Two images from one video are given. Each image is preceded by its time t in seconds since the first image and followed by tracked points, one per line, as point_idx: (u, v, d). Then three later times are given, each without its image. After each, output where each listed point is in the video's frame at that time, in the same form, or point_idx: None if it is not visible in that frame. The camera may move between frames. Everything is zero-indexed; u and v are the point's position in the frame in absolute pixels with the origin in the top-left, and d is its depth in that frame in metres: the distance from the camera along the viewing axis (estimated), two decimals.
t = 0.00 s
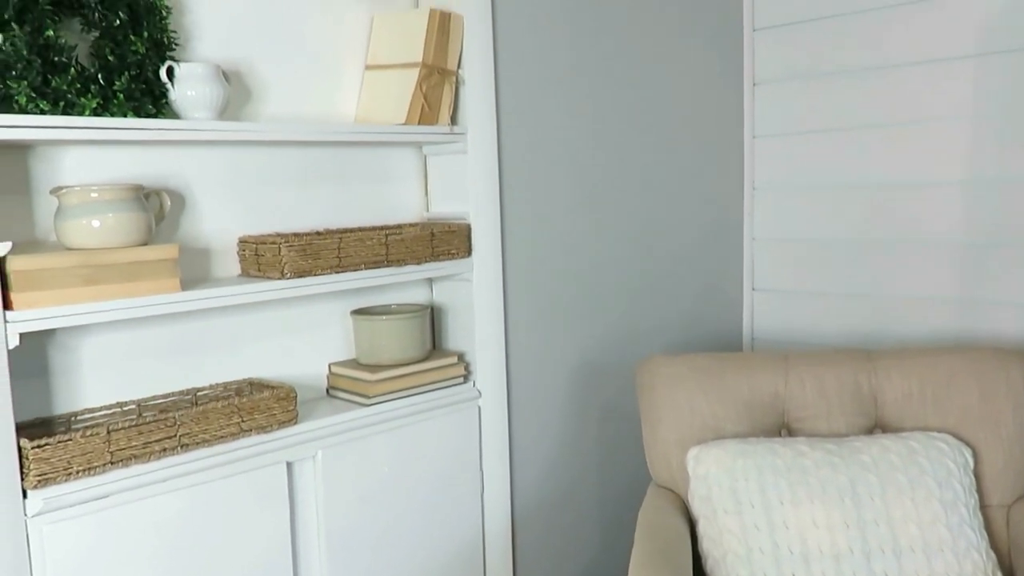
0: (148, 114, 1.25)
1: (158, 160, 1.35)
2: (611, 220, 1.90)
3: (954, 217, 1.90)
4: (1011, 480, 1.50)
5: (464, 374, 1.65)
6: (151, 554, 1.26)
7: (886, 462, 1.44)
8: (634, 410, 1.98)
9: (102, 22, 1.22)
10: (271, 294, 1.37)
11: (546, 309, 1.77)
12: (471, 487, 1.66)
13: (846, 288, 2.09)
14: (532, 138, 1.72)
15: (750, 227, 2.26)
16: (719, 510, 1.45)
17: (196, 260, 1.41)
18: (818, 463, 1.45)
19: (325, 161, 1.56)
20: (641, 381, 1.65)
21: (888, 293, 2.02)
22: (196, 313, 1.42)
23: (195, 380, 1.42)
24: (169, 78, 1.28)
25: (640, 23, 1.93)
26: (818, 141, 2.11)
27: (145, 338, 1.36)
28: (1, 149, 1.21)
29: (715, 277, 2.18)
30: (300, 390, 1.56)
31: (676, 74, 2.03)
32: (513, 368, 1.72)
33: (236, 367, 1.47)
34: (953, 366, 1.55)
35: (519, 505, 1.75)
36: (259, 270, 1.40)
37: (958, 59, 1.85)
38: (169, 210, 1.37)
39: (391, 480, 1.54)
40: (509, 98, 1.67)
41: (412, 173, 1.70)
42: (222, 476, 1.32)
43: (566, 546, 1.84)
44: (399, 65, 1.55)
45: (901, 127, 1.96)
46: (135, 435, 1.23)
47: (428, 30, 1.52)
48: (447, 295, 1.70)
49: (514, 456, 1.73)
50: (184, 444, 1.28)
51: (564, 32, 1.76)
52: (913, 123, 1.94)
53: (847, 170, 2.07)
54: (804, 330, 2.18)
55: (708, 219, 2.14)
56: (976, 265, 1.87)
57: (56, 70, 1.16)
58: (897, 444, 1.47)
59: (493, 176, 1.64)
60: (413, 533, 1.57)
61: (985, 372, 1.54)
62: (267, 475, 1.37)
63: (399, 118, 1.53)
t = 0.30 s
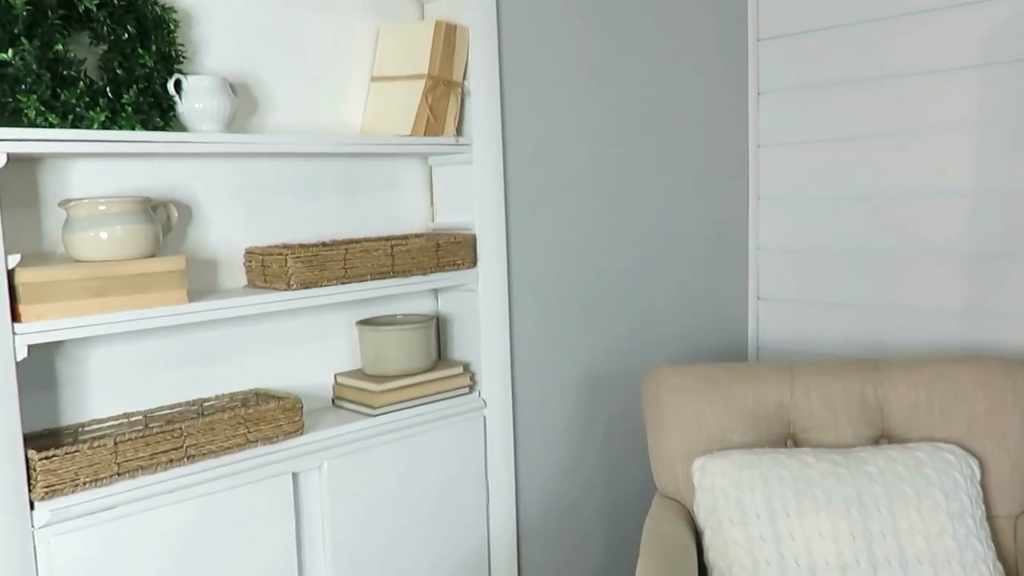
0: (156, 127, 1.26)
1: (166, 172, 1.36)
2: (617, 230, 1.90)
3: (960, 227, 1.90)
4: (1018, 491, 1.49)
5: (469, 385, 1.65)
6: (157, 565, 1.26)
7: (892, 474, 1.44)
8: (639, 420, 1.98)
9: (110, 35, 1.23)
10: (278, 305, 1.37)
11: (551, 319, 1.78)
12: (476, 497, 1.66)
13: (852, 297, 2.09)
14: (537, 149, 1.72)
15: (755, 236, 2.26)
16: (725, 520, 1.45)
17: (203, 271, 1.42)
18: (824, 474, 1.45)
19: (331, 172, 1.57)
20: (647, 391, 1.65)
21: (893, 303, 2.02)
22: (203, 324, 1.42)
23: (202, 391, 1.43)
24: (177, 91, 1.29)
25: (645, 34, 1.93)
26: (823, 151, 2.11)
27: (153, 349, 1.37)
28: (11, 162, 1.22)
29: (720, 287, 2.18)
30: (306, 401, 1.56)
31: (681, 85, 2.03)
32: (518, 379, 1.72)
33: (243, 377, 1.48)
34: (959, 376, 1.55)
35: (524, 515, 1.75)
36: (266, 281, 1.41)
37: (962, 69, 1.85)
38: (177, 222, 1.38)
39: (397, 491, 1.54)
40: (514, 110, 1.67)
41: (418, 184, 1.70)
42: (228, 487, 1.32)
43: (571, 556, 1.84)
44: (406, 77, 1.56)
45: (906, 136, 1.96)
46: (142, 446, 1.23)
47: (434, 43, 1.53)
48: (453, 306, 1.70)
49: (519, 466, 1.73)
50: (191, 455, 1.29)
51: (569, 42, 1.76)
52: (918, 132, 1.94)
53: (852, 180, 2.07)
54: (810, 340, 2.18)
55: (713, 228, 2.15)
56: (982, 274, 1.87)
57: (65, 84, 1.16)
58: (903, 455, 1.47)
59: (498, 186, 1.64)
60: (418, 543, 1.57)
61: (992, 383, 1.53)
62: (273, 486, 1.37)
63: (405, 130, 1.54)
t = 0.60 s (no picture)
0: (162, 141, 1.27)
1: (172, 186, 1.37)
2: (620, 241, 1.90)
3: (963, 239, 1.89)
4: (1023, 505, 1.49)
5: (472, 397, 1.65)
6: None
7: (896, 487, 1.44)
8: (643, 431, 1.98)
9: (117, 50, 1.24)
10: (283, 318, 1.38)
11: (554, 330, 1.78)
12: (480, 509, 1.66)
13: (856, 308, 2.09)
14: (540, 161, 1.73)
15: (758, 247, 2.26)
16: (728, 533, 1.44)
17: (208, 283, 1.43)
18: (828, 487, 1.45)
19: (335, 185, 1.58)
20: (650, 403, 1.65)
21: (897, 314, 2.02)
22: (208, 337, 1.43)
23: (206, 403, 1.43)
24: (182, 105, 1.30)
25: (648, 46, 1.94)
26: (826, 162, 2.11)
27: (158, 362, 1.38)
28: (18, 176, 1.23)
29: (723, 298, 2.19)
30: (310, 413, 1.57)
31: (684, 97, 2.04)
32: (521, 390, 1.72)
33: (247, 390, 1.48)
34: (963, 389, 1.55)
35: (527, 527, 1.75)
36: (270, 294, 1.41)
37: (965, 81, 1.86)
38: (182, 235, 1.39)
39: (401, 503, 1.54)
40: (518, 123, 1.68)
41: (422, 196, 1.71)
42: (232, 500, 1.32)
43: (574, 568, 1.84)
44: (410, 90, 1.57)
45: (909, 148, 1.96)
46: (147, 459, 1.24)
47: (438, 57, 1.54)
48: (456, 318, 1.71)
49: (522, 478, 1.73)
50: (195, 468, 1.29)
51: (572, 56, 1.77)
52: (921, 144, 1.94)
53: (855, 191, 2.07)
54: (813, 351, 2.18)
55: (716, 240, 2.15)
56: (985, 286, 1.87)
57: (72, 99, 1.17)
58: (907, 468, 1.47)
59: (502, 199, 1.65)
60: (421, 555, 1.57)
61: (997, 396, 1.53)
62: (276, 498, 1.37)
63: (410, 143, 1.55)
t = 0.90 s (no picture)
0: (166, 154, 1.27)
1: (175, 198, 1.38)
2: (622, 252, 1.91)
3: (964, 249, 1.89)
4: None
5: (474, 408, 1.66)
6: None
7: (898, 499, 1.44)
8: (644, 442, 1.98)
9: (120, 64, 1.24)
10: (285, 330, 1.38)
11: (556, 341, 1.78)
12: (481, 520, 1.66)
13: (857, 318, 2.09)
14: (542, 172, 1.73)
15: (760, 257, 2.26)
16: (730, 545, 1.44)
17: (210, 295, 1.43)
18: (830, 499, 1.45)
19: (338, 196, 1.58)
20: (652, 414, 1.65)
21: (899, 324, 2.02)
22: (210, 349, 1.43)
23: (208, 414, 1.44)
24: (186, 118, 1.31)
25: (649, 57, 1.95)
26: (827, 173, 2.11)
27: (160, 373, 1.38)
28: (22, 189, 1.24)
29: (725, 307, 2.19)
30: (312, 424, 1.57)
31: (686, 107, 2.04)
32: (523, 401, 1.72)
33: (249, 401, 1.48)
34: (965, 400, 1.55)
35: (528, 538, 1.75)
36: (273, 306, 1.42)
37: (964, 92, 1.86)
38: (185, 247, 1.39)
39: (402, 514, 1.54)
40: (519, 134, 1.69)
41: (424, 207, 1.72)
42: (234, 511, 1.32)
43: None
44: (412, 102, 1.57)
45: (909, 158, 1.96)
46: (149, 471, 1.24)
47: (440, 69, 1.55)
48: (458, 328, 1.71)
49: (524, 489, 1.73)
50: (197, 479, 1.29)
51: (574, 67, 1.78)
52: (921, 154, 1.94)
53: (856, 202, 2.07)
54: (815, 361, 2.18)
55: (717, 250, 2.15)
56: (987, 297, 1.87)
57: (76, 113, 1.18)
58: (909, 480, 1.47)
59: (504, 210, 1.65)
60: (422, 566, 1.57)
61: (998, 407, 1.53)
62: (277, 509, 1.38)
63: (411, 155, 1.55)
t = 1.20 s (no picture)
0: (169, 165, 1.28)
1: (178, 209, 1.38)
2: (623, 261, 1.91)
3: (965, 259, 1.90)
4: None
5: (476, 418, 1.66)
6: None
7: (900, 509, 1.43)
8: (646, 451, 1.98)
9: (124, 75, 1.25)
10: (287, 340, 1.38)
11: (558, 350, 1.78)
12: (482, 530, 1.66)
13: (859, 328, 2.09)
14: (544, 182, 1.74)
15: (761, 266, 2.27)
16: (732, 556, 1.44)
17: (213, 305, 1.43)
18: (832, 510, 1.44)
19: (340, 206, 1.59)
20: (654, 424, 1.64)
21: (900, 334, 2.02)
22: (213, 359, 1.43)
23: (211, 425, 1.44)
24: (189, 129, 1.32)
25: (651, 67, 1.95)
26: (828, 182, 2.12)
27: (162, 384, 1.38)
28: (25, 201, 1.24)
29: (726, 316, 2.19)
30: (314, 434, 1.57)
31: (688, 117, 2.05)
32: (524, 410, 1.72)
33: (251, 411, 1.49)
34: (967, 410, 1.54)
35: (530, 548, 1.75)
36: (275, 316, 1.42)
37: (965, 102, 1.86)
38: (188, 258, 1.40)
39: (404, 524, 1.54)
40: (521, 144, 1.69)
41: (426, 217, 1.72)
42: (236, 522, 1.32)
43: None
44: (414, 113, 1.58)
45: (910, 167, 1.97)
46: (151, 482, 1.24)
47: (442, 80, 1.55)
48: (459, 338, 1.71)
49: (526, 499, 1.73)
50: (199, 490, 1.29)
51: (575, 77, 1.78)
52: (922, 164, 1.94)
53: (857, 211, 2.07)
54: (817, 370, 2.18)
55: (719, 259, 2.16)
56: (988, 306, 1.87)
57: (80, 125, 1.19)
58: (911, 490, 1.47)
59: (506, 220, 1.66)
60: None
61: (1000, 418, 1.52)
62: (279, 520, 1.38)
63: (413, 165, 1.56)
